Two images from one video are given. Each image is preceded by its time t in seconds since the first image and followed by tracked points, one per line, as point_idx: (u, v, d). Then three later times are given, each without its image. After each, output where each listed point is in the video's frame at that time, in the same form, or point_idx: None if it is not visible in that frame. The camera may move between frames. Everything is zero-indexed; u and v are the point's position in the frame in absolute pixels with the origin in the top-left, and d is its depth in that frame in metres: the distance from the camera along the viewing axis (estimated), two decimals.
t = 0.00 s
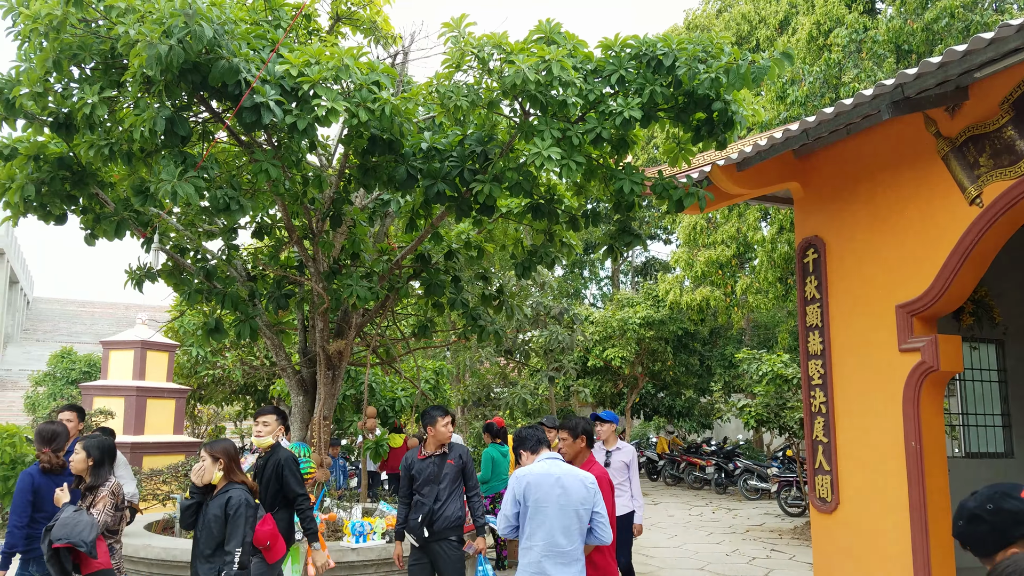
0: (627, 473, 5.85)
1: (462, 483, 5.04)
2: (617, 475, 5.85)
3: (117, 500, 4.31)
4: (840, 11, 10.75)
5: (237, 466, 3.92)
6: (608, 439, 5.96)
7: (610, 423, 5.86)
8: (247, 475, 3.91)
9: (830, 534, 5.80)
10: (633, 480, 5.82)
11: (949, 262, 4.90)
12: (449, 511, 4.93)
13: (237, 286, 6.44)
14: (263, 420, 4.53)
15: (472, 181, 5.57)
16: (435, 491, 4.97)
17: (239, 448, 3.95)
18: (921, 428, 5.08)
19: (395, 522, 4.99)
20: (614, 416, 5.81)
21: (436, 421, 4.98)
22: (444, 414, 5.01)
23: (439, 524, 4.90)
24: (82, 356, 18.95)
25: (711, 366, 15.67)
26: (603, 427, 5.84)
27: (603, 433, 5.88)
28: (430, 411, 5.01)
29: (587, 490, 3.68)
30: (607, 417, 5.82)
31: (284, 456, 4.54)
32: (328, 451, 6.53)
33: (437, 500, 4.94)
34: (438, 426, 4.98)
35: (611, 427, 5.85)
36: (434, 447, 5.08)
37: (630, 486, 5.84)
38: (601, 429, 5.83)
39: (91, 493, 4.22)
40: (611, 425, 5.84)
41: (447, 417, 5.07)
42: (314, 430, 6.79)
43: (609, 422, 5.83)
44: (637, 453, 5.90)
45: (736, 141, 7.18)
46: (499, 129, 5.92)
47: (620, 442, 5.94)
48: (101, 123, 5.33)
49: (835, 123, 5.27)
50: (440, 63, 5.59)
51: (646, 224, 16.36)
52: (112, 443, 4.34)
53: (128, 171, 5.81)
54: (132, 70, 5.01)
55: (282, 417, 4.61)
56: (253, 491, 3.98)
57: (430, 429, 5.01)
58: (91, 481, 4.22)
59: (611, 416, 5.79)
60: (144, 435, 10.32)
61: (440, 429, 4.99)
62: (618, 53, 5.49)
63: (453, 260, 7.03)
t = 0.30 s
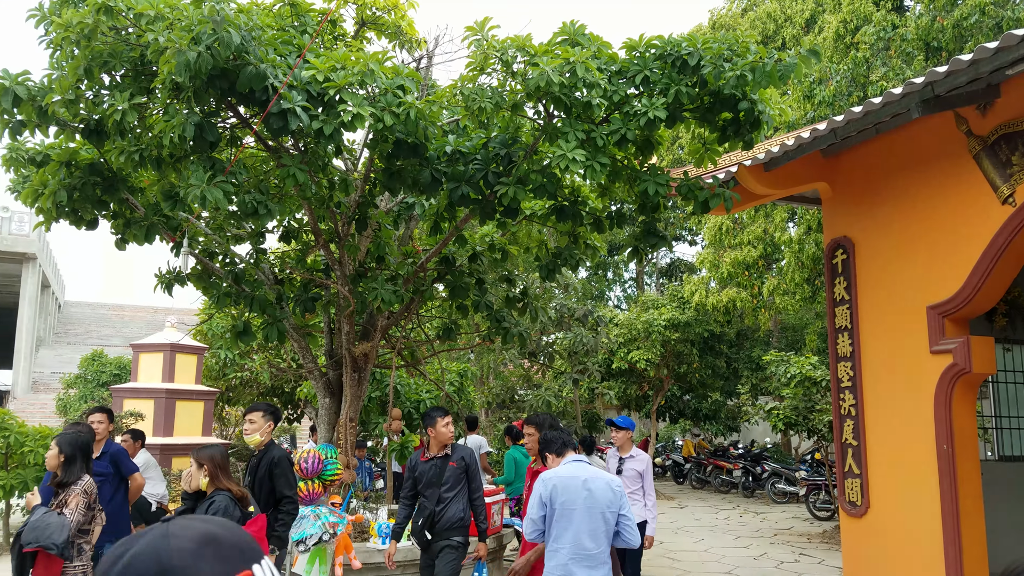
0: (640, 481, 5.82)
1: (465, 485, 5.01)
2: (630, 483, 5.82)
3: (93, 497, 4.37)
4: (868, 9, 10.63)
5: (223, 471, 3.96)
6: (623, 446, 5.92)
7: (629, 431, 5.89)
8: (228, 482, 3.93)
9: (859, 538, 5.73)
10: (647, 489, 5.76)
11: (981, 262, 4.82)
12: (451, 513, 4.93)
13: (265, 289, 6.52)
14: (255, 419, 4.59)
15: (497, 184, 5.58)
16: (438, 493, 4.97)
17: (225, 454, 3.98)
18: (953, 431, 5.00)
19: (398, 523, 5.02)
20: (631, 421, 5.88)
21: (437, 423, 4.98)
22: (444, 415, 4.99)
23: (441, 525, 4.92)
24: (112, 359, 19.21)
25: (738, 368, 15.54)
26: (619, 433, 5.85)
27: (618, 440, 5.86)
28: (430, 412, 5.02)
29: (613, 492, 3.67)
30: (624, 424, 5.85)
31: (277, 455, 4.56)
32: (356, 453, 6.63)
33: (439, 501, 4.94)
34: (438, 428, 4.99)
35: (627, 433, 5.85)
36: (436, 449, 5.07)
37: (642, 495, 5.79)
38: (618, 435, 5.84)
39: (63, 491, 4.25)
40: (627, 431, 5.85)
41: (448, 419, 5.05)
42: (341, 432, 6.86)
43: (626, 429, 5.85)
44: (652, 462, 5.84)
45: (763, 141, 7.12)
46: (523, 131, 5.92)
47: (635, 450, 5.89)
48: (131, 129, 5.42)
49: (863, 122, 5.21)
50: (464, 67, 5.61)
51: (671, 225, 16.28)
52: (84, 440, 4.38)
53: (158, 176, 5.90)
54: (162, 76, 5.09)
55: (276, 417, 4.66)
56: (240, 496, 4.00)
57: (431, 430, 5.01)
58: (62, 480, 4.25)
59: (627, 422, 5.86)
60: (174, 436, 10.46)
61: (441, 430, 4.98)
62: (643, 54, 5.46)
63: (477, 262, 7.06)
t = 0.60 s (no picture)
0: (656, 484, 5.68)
1: (475, 489, 5.00)
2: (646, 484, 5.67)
3: (66, 507, 4.18)
4: (897, 3, 10.47)
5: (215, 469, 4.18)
6: (642, 444, 5.79)
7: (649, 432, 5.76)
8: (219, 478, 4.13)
9: (893, 540, 5.64)
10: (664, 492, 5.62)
11: (1016, 258, 4.72)
12: (460, 517, 4.94)
13: (293, 292, 6.59)
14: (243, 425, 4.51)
15: (521, 185, 5.57)
16: (448, 497, 4.97)
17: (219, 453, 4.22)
18: (989, 431, 4.90)
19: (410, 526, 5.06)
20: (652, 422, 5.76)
21: (445, 426, 4.97)
22: (451, 417, 4.96)
23: (451, 530, 4.92)
24: (143, 362, 19.49)
25: (767, 368, 15.38)
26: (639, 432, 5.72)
27: (638, 438, 5.73)
28: (438, 415, 5.01)
29: (642, 494, 3.63)
30: (644, 422, 5.72)
31: (264, 461, 4.45)
32: (382, 455, 6.66)
33: (449, 506, 4.95)
34: (448, 430, 4.97)
35: (647, 433, 5.72)
36: (447, 452, 5.06)
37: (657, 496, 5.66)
38: (637, 433, 5.71)
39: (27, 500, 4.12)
40: (648, 431, 5.72)
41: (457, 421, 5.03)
42: (368, 433, 6.91)
43: (645, 427, 5.72)
44: (670, 464, 5.70)
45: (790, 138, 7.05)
46: (547, 132, 5.90)
47: (653, 451, 5.75)
48: (161, 136, 5.50)
49: (893, 117, 5.13)
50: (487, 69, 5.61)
51: (697, 224, 16.17)
52: (62, 448, 4.19)
53: (187, 182, 5.98)
54: (190, 84, 5.16)
55: (262, 424, 4.55)
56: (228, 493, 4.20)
57: (440, 432, 4.98)
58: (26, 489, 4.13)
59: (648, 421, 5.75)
60: (204, 438, 10.58)
61: (451, 432, 4.96)
62: (667, 52, 5.42)
63: (502, 264, 7.06)
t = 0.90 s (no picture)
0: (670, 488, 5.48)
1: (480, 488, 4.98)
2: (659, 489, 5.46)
3: (27, 507, 3.99)
4: None
5: (209, 477, 3.82)
6: (654, 449, 5.65)
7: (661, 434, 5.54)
8: (203, 487, 3.76)
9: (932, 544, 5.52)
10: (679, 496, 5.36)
11: None
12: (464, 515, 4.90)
13: (324, 295, 6.66)
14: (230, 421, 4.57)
15: (548, 186, 5.56)
16: (451, 498, 4.98)
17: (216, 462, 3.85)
18: None
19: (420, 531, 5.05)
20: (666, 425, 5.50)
21: (449, 423, 5.20)
22: (453, 419, 5.20)
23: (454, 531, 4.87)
24: (177, 365, 19.80)
25: (800, 369, 15.17)
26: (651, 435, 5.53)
27: (649, 441, 5.57)
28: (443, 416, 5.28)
29: (676, 498, 3.60)
30: (655, 424, 5.51)
31: (248, 456, 4.41)
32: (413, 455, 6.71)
33: (452, 507, 4.95)
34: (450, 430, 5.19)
35: (658, 435, 5.54)
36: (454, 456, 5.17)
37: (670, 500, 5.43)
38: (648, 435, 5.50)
39: None
40: (659, 433, 5.53)
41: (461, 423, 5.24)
42: (397, 434, 6.94)
43: (657, 429, 5.51)
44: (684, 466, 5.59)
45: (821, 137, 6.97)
46: (574, 133, 5.87)
47: (666, 454, 5.58)
48: (194, 143, 5.58)
49: (928, 113, 5.03)
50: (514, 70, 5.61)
51: (727, 224, 16.01)
52: (32, 444, 4.05)
53: (220, 188, 6.06)
54: (222, 91, 5.23)
55: (248, 420, 4.58)
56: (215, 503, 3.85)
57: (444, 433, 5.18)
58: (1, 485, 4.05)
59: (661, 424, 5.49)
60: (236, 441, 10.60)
61: (452, 430, 5.17)
62: (696, 50, 5.38)
63: (529, 266, 7.05)
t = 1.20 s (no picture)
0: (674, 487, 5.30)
1: (484, 496, 4.52)
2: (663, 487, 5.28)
3: (12, 515, 3.78)
4: None
5: (198, 474, 3.45)
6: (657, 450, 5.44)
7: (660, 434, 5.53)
8: (186, 485, 3.38)
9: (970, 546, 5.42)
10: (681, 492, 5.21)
11: None
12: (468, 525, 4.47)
13: (353, 298, 6.73)
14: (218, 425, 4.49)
15: (576, 188, 5.55)
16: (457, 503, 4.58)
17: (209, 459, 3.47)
18: None
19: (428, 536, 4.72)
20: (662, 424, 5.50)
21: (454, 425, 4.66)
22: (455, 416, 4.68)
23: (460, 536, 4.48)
24: (211, 368, 20.08)
25: (834, 370, 14.96)
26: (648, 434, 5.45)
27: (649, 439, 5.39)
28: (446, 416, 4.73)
29: (710, 501, 3.58)
30: (652, 422, 5.46)
31: (242, 460, 4.33)
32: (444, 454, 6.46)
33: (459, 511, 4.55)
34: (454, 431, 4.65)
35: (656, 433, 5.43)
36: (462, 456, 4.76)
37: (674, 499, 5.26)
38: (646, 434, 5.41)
39: None
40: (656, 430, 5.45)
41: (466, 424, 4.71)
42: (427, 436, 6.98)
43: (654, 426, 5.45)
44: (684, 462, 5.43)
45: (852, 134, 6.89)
46: (601, 133, 5.84)
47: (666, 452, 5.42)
48: (226, 149, 5.65)
49: (964, 108, 4.94)
50: (541, 71, 5.62)
51: (757, 223, 15.84)
52: (18, 451, 3.83)
53: (252, 193, 6.15)
54: (253, 97, 5.30)
55: (239, 425, 4.50)
56: (205, 502, 3.45)
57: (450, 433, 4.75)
58: None
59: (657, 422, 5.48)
60: (269, 442, 10.67)
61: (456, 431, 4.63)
62: (725, 48, 5.35)
63: (557, 267, 7.04)
